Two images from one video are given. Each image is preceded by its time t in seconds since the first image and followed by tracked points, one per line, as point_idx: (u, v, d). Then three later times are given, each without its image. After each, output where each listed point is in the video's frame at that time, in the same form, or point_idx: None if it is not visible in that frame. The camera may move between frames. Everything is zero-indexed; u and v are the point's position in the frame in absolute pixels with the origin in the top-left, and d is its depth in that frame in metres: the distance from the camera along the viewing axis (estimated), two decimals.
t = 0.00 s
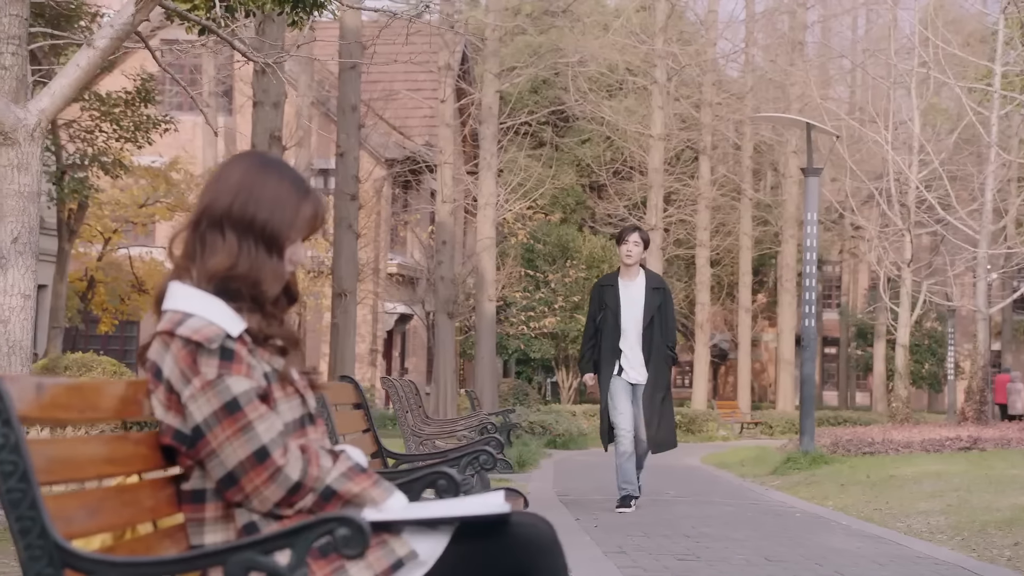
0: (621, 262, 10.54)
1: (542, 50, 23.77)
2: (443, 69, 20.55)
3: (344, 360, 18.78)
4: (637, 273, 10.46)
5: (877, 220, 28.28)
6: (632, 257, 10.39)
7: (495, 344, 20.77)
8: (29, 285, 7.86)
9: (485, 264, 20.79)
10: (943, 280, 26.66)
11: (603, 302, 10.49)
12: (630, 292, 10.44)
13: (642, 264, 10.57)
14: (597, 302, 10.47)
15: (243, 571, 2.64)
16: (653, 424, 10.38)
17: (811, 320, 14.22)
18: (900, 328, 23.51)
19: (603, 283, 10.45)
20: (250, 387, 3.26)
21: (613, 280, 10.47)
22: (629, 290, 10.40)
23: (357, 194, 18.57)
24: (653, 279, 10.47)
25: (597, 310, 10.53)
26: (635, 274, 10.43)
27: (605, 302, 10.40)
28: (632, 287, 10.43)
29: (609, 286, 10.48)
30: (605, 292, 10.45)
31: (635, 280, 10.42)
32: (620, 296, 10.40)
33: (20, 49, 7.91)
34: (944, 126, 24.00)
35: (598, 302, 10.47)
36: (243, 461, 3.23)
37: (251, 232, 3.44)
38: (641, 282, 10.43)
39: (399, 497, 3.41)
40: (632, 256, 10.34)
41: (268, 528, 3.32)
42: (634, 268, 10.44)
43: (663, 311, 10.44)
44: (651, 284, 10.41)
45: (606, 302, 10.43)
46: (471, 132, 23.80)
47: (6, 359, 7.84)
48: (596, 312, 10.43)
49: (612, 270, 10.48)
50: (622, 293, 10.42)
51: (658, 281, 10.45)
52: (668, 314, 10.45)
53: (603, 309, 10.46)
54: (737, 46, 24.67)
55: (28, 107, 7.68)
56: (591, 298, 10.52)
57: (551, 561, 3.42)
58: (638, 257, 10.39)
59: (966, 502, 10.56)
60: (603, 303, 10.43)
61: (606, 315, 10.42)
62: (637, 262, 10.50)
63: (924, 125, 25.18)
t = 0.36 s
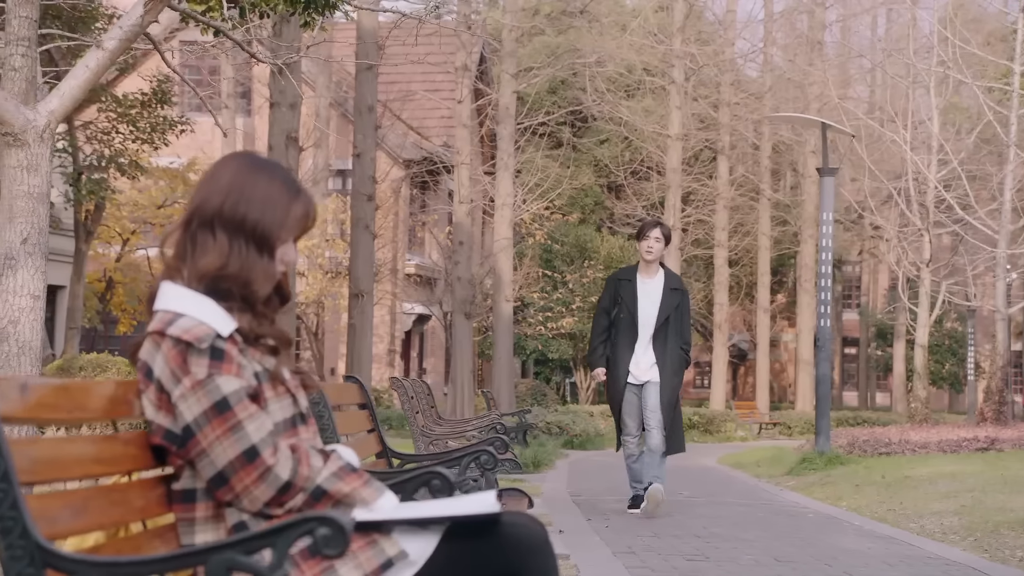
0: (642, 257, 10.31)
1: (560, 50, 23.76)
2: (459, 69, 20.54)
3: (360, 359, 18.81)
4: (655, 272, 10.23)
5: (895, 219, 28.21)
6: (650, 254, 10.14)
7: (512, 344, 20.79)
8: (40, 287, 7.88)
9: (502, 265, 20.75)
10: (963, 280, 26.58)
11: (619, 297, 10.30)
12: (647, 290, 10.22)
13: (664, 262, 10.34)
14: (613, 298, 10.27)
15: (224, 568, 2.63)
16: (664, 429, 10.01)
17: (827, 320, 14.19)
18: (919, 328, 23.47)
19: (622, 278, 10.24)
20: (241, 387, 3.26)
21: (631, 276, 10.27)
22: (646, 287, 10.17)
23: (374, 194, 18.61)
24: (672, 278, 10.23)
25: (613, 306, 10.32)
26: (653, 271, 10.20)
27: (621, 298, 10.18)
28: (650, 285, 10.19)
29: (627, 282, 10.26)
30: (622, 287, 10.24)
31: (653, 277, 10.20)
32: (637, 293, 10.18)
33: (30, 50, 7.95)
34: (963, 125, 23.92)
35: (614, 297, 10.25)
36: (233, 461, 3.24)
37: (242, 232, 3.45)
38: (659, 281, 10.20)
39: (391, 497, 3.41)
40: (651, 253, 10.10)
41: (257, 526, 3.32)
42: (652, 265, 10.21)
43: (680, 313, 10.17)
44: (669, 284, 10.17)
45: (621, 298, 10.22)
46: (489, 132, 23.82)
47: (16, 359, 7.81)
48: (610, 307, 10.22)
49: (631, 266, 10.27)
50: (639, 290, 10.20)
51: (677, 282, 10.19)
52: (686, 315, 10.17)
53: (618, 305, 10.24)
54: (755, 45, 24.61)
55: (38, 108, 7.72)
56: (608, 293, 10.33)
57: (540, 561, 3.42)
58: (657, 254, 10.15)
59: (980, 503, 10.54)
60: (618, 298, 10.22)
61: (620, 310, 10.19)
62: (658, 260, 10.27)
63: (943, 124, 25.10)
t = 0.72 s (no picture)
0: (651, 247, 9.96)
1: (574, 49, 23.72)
2: (473, 69, 20.53)
3: (372, 358, 18.85)
4: (665, 259, 9.87)
5: (910, 219, 28.16)
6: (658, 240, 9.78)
7: (525, 345, 20.80)
8: (44, 287, 7.96)
9: (515, 265, 20.74)
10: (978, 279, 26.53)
11: (629, 290, 9.92)
12: (657, 279, 9.87)
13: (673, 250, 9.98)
14: (622, 288, 9.91)
15: (200, 568, 2.64)
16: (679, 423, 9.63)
17: (838, 319, 14.16)
18: (933, 328, 23.44)
19: (630, 267, 9.88)
20: (225, 387, 3.27)
21: (640, 265, 9.91)
22: (656, 277, 9.81)
23: (387, 195, 18.64)
24: (683, 267, 9.87)
25: (622, 298, 9.94)
26: (662, 259, 9.85)
27: (631, 289, 9.81)
28: (660, 275, 9.83)
29: (636, 272, 9.89)
30: (631, 277, 9.87)
31: (663, 266, 9.84)
32: (647, 282, 9.81)
33: (34, 51, 8.00)
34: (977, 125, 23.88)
35: (623, 288, 9.88)
36: (217, 461, 3.25)
37: (227, 232, 3.45)
38: (669, 269, 9.84)
39: (375, 498, 3.42)
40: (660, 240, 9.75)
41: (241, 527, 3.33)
42: (662, 253, 9.85)
43: (692, 302, 9.80)
44: (681, 272, 9.81)
45: (631, 288, 9.86)
46: (503, 132, 23.81)
47: (20, 360, 7.89)
48: (620, 297, 9.86)
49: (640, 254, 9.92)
50: (648, 280, 9.84)
51: (688, 269, 9.83)
52: (698, 304, 9.79)
53: (627, 296, 9.89)
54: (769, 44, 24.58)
55: (42, 109, 7.76)
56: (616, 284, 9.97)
57: (524, 562, 3.43)
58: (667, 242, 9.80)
59: (989, 503, 10.53)
60: (627, 288, 9.86)
61: (629, 300, 9.83)
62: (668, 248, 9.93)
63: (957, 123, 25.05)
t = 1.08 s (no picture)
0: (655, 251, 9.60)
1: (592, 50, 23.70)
2: (490, 70, 20.53)
3: (389, 359, 18.86)
4: (672, 263, 9.52)
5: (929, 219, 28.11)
6: (664, 242, 9.44)
7: (543, 346, 20.82)
8: (54, 288, 8.00)
9: (532, 266, 20.74)
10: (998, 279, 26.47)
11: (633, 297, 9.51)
12: (663, 283, 9.51)
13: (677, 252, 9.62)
14: (627, 296, 9.48)
15: (177, 567, 2.65)
16: (692, 432, 9.27)
17: (853, 320, 14.14)
18: (953, 328, 23.40)
19: (636, 273, 9.49)
20: (211, 387, 3.28)
21: (645, 270, 9.52)
22: (664, 281, 9.45)
23: (403, 196, 18.69)
24: (690, 269, 9.53)
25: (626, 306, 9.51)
26: (669, 262, 9.49)
27: (638, 295, 9.42)
28: (667, 278, 9.48)
29: (641, 278, 9.51)
30: (637, 283, 9.48)
31: (670, 269, 9.49)
32: (654, 287, 9.43)
33: (43, 54, 8.05)
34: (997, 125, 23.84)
35: (629, 294, 9.47)
36: (203, 461, 3.26)
37: (215, 232, 3.47)
38: (677, 272, 9.49)
39: (362, 497, 3.44)
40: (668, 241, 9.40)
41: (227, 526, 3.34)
42: (668, 256, 9.50)
43: (700, 305, 9.46)
44: (689, 275, 9.47)
45: (638, 294, 9.46)
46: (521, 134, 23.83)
47: (29, 361, 7.92)
48: (627, 305, 9.43)
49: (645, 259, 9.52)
50: (655, 285, 9.47)
51: (696, 271, 9.50)
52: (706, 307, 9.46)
53: (634, 303, 9.47)
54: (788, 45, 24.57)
55: (51, 112, 7.81)
56: (620, 291, 9.53)
57: (510, 561, 3.45)
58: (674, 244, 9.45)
59: (1002, 504, 10.52)
60: (634, 296, 9.44)
61: (637, 308, 9.42)
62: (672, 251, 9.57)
63: (977, 123, 25.00)
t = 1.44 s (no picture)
0: (672, 240, 9.21)
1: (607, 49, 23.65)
2: (506, 71, 20.52)
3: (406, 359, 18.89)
4: (688, 255, 9.12)
5: (948, 219, 28.06)
6: (682, 233, 9.03)
7: (559, 347, 20.82)
8: (62, 289, 8.05)
9: (549, 267, 20.71)
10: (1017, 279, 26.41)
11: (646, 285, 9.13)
12: (678, 274, 9.11)
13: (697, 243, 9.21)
14: (637, 283, 9.11)
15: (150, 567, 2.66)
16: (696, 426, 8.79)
17: (867, 320, 14.12)
18: (971, 328, 23.37)
19: (648, 261, 9.11)
20: (194, 389, 3.30)
21: (660, 259, 9.13)
22: (677, 272, 9.05)
23: (420, 197, 18.70)
24: (707, 262, 9.10)
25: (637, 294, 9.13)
26: (685, 253, 9.08)
27: (647, 284, 9.04)
28: (681, 270, 9.07)
29: (654, 266, 9.12)
30: (649, 271, 9.10)
31: (685, 262, 9.08)
32: (666, 278, 9.03)
33: (50, 56, 8.09)
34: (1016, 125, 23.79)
35: (639, 281, 9.10)
36: (186, 461, 3.28)
37: (201, 233, 3.48)
38: (692, 264, 9.07)
39: (346, 496, 3.45)
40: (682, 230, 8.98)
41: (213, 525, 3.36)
42: (684, 248, 9.10)
43: (714, 301, 9.03)
44: (704, 269, 9.04)
45: (648, 283, 9.07)
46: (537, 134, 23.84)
47: (37, 361, 8.04)
48: (636, 293, 9.06)
49: (660, 246, 9.13)
50: (667, 274, 9.08)
51: (712, 266, 9.06)
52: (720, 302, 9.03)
53: (644, 291, 9.09)
54: (804, 45, 24.54)
55: (59, 114, 7.84)
56: (632, 278, 9.17)
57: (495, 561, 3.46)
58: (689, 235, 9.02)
59: (1013, 503, 10.50)
60: (644, 284, 9.07)
61: (646, 297, 9.03)
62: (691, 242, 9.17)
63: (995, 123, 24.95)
